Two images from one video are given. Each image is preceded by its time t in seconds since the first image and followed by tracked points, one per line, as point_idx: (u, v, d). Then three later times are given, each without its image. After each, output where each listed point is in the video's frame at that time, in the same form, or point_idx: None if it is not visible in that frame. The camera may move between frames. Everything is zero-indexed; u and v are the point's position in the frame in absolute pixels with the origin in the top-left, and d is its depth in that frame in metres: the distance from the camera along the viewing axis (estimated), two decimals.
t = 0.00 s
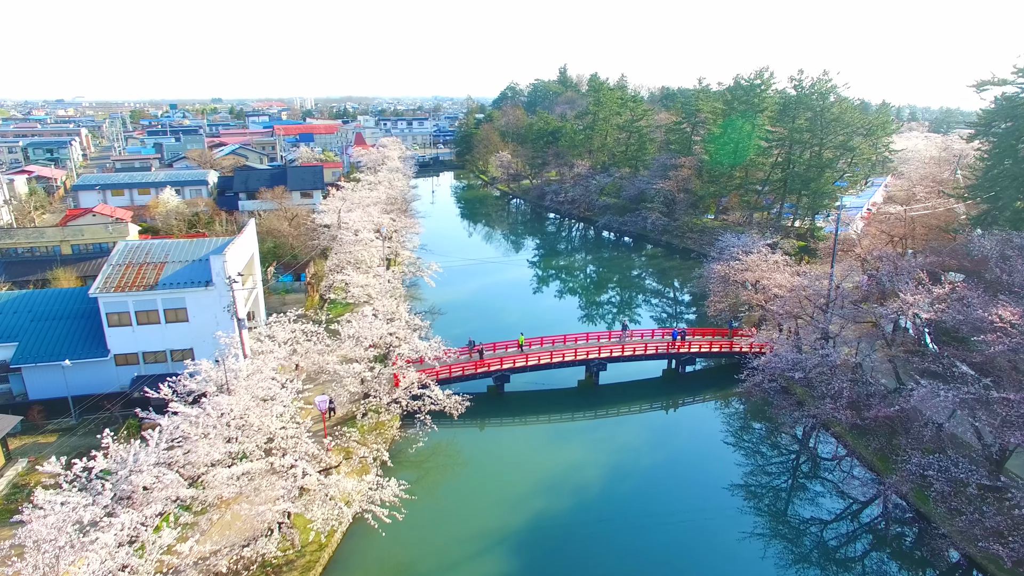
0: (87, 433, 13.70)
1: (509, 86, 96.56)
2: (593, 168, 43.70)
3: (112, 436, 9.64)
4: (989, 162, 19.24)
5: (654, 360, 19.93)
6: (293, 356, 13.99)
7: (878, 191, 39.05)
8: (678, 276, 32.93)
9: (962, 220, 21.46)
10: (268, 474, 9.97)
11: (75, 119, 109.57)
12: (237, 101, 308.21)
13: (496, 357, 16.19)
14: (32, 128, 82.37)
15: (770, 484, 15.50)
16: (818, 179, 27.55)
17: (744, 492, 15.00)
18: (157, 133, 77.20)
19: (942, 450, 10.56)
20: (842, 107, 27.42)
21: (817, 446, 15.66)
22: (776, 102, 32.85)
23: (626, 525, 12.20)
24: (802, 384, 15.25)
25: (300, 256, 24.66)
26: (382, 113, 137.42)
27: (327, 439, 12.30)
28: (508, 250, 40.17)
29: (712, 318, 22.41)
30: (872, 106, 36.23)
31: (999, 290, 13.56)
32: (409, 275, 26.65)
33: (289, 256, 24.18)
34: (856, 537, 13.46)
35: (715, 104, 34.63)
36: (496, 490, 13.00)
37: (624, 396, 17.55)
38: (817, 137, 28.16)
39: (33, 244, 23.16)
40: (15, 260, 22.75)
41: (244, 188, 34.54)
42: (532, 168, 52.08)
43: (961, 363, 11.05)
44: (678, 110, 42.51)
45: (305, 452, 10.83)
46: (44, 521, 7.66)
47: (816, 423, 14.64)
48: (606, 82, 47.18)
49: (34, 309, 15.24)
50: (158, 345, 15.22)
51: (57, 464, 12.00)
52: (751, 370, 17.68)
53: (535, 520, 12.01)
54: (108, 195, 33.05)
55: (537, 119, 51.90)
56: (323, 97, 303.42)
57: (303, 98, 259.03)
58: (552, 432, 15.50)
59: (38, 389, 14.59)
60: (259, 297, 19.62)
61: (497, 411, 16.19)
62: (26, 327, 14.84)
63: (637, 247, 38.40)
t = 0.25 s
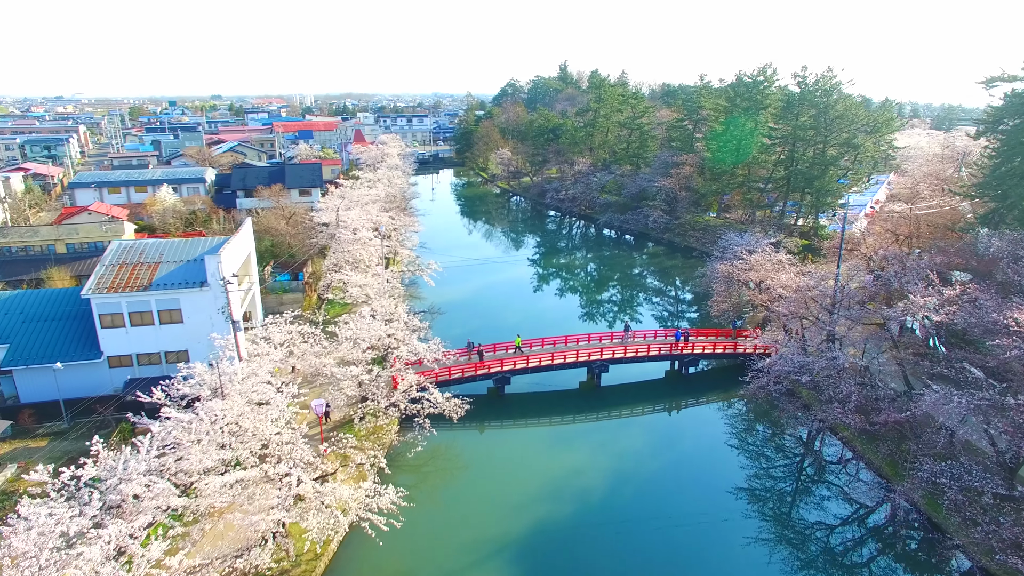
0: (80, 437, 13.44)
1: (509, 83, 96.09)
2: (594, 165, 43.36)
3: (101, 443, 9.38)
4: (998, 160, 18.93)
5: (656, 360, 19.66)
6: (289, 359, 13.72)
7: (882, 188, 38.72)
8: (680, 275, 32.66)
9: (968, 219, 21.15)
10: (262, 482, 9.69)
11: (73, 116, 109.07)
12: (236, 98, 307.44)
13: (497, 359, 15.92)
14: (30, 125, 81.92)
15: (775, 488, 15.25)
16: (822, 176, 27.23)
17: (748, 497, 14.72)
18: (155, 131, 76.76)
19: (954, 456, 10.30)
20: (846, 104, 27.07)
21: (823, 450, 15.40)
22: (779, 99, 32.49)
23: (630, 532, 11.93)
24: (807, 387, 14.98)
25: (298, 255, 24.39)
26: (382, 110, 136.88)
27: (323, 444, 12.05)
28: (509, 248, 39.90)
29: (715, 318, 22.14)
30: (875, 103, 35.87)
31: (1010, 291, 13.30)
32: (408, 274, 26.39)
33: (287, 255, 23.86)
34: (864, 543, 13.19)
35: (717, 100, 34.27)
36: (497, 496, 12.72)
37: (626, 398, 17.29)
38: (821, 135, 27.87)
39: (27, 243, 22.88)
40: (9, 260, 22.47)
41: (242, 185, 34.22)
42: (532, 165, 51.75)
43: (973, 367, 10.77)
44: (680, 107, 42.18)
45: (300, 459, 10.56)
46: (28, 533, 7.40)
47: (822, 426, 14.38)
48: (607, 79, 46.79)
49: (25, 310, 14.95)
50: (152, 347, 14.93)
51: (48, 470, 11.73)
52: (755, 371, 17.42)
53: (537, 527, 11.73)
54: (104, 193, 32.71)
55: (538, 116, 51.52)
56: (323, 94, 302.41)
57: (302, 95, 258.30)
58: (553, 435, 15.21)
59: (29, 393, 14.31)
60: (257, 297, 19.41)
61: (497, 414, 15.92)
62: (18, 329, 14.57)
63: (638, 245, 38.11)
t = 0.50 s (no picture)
0: (71, 442, 13.17)
1: (509, 80, 95.61)
2: (595, 163, 43.05)
3: (90, 452, 9.11)
4: (1006, 158, 18.65)
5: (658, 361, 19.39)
6: (285, 361, 13.45)
7: (885, 186, 38.43)
8: (681, 273, 32.41)
9: (975, 217, 20.88)
10: (256, 492, 9.39)
11: (71, 112, 108.61)
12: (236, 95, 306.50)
13: (497, 361, 15.65)
14: (27, 122, 81.41)
15: (779, 493, 15.00)
16: (826, 174, 26.96)
17: (752, 501, 14.46)
18: (153, 128, 76.31)
19: (967, 463, 10.03)
20: (851, 101, 26.75)
21: (828, 454, 15.13)
22: (783, 95, 32.15)
23: (634, 541, 11.67)
24: (814, 389, 14.71)
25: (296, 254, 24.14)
26: (381, 107, 136.34)
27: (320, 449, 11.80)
28: (509, 246, 39.67)
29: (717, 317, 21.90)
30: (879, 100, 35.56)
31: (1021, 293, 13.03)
32: (407, 273, 26.16)
33: (284, 254, 23.44)
34: (871, 549, 12.94)
35: (719, 97, 33.96)
36: (497, 504, 12.42)
37: (628, 401, 17.04)
38: (825, 132, 27.58)
39: (21, 242, 22.61)
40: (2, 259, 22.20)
41: (240, 183, 33.93)
42: (532, 163, 51.44)
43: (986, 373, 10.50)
44: (681, 104, 41.82)
45: (296, 465, 10.29)
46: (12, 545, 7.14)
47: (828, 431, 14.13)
48: (608, 76, 46.44)
49: (17, 311, 14.67)
50: (146, 350, 14.66)
51: (37, 476, 11.46)
52: (760, 373, 17.15)
53: (538, 537, 11.44)
54: (100, 191, 32.39)
55: (538, 112, 51.18)
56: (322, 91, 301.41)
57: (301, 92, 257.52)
58: (554, 440, 14.92)
59: (20, 396, 14.05)
60: (254, 297, 19.29)
61: (497, 417, 15.64)
62: (8, 331, 14.28)
63: (640, 243, 37.84)
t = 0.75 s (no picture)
0: (63, 447, 12.90)
1: (509, 76, 95.13)
2: (595, 160, 42.74)
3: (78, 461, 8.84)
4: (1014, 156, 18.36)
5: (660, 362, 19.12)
6: (281, 364, 13.16)
7: (887, 183, 38.15)
8: (682, 271, 32.15)
9: (981, 216, 20.60)
10: (249, 501, 9.12)
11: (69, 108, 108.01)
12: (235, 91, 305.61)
13: (497, 364, 15.39)
14: (24, 119, 80.84)
15: (783, 497, 14.74)
16: (830, 172, 26.67)
17: (757, 505, 14.21)
18: (151, 124, 75.84)
19: (979, 471, 9.78)
20: (856, 98, 26.43)
21: (833, 457, 14.87)
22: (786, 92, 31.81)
23: (638, 548, 11.39)
24: (820, 392, 14.45)
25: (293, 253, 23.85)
26: (380, 103, 135.78)
27: (316, 455, 11.54)
28: (509, 243, 39.41)
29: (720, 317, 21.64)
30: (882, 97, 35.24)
31: None
32: (406, 272, 25.89)
33: (281, 254, 23.07)
34: (877, 555, 12.69)
35: (721, 94, 33.63)
36: (497, 510, 12.14)
37: (630, 403, 16.78)
38: (829, 129, 27.26)
39: (15, 241, 22.38)
40: None
41: (237, 181, 33.62)
42: (532, 160, 51.08)
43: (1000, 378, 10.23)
44: (683, 101, 41.46)
45: (290, 472, 10.01)
46: None
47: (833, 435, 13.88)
48: (609, 72, 46.08)
49: (7, 313, 14.39)
50: (139, 352, 14.38)
51: (26, 483, 11.20)
52: (764, 375, 16.88)
53: (538, 544, 11.16)
54: (96, 188, 32.06)
55: (539, 109, 50.82)
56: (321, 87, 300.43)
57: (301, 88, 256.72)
58: (555, 443, 14.64)
59: (11, 399, 13.78)
60: (250, 297, 19.06)
61: (497, 420, 15.38)
62: None
63: (641, 241, 37.56)
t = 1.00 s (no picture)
0: (53, 452, 12.64)
1: (509, 73, 94.62)
2: (596, 157, 42.41)
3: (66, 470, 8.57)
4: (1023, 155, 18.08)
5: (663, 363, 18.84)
6: (276, 367, 12.91)
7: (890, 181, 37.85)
8: (684, 270, 31.87)
9: (988, 215, 20.31)
10: (242, 511, 8.85)
11: (67, 105, 107.57)
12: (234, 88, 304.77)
13: (498, 366, 15.11)
14: (21, 116, 80.33)
15: (789, 501, 14.47)
16: (834, 169, 26.37)
17: (761, 510, 13.97)
18: (150, 121, 75.36)
19: (994, 479, 9.51)
20: (861, 94, 26.11)
21: (839, 461, 14.61)
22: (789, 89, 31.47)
23: (642, 556, 11.11)
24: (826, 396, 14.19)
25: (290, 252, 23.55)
26: (380, 100, 135.29)
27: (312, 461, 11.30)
28: (509, 241, 39.13)
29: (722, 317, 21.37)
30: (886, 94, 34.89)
31: None
32: (405, 271, 25.61)
33: (279, 253, 22.82)
34: (885, 562, 12.44)
35: (724, 90, 33.29)
36: (498, 517, 11.86)
37: (632, 406, 16.51)
38: (833, 127, 26.96)
39: (8, 240, 22.16)
40: None
41: (235, 179, 33.30)
42: (533, 157, 50.76)
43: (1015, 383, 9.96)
44: (685, 98, 41.13)
45: (286, 481, 9.74)
46: None
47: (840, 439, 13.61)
48: (610, 69, 45.71)
49: None
50: (133, 354, 14.10)
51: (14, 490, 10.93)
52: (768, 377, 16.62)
53: (540, 553, 10.89)
54: (92, 186, 31.72)
55: (539, 106, 50.45)
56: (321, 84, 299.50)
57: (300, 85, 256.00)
58: (557, 447, 14.35)
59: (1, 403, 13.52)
60: (247, 297, 18.83)
61: (497, 424, 15.11)
62: None
63: (642, 240, 37.26)
